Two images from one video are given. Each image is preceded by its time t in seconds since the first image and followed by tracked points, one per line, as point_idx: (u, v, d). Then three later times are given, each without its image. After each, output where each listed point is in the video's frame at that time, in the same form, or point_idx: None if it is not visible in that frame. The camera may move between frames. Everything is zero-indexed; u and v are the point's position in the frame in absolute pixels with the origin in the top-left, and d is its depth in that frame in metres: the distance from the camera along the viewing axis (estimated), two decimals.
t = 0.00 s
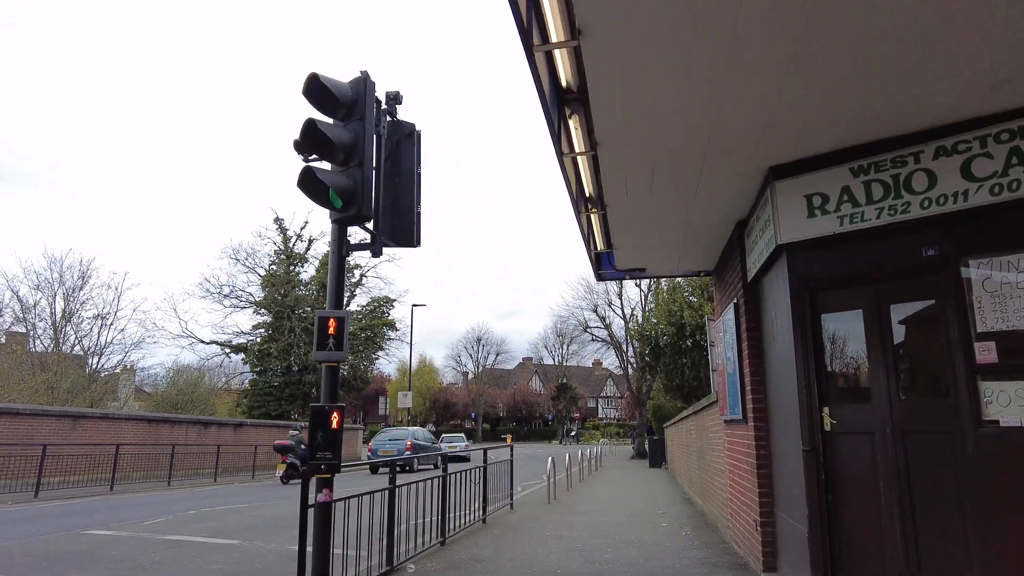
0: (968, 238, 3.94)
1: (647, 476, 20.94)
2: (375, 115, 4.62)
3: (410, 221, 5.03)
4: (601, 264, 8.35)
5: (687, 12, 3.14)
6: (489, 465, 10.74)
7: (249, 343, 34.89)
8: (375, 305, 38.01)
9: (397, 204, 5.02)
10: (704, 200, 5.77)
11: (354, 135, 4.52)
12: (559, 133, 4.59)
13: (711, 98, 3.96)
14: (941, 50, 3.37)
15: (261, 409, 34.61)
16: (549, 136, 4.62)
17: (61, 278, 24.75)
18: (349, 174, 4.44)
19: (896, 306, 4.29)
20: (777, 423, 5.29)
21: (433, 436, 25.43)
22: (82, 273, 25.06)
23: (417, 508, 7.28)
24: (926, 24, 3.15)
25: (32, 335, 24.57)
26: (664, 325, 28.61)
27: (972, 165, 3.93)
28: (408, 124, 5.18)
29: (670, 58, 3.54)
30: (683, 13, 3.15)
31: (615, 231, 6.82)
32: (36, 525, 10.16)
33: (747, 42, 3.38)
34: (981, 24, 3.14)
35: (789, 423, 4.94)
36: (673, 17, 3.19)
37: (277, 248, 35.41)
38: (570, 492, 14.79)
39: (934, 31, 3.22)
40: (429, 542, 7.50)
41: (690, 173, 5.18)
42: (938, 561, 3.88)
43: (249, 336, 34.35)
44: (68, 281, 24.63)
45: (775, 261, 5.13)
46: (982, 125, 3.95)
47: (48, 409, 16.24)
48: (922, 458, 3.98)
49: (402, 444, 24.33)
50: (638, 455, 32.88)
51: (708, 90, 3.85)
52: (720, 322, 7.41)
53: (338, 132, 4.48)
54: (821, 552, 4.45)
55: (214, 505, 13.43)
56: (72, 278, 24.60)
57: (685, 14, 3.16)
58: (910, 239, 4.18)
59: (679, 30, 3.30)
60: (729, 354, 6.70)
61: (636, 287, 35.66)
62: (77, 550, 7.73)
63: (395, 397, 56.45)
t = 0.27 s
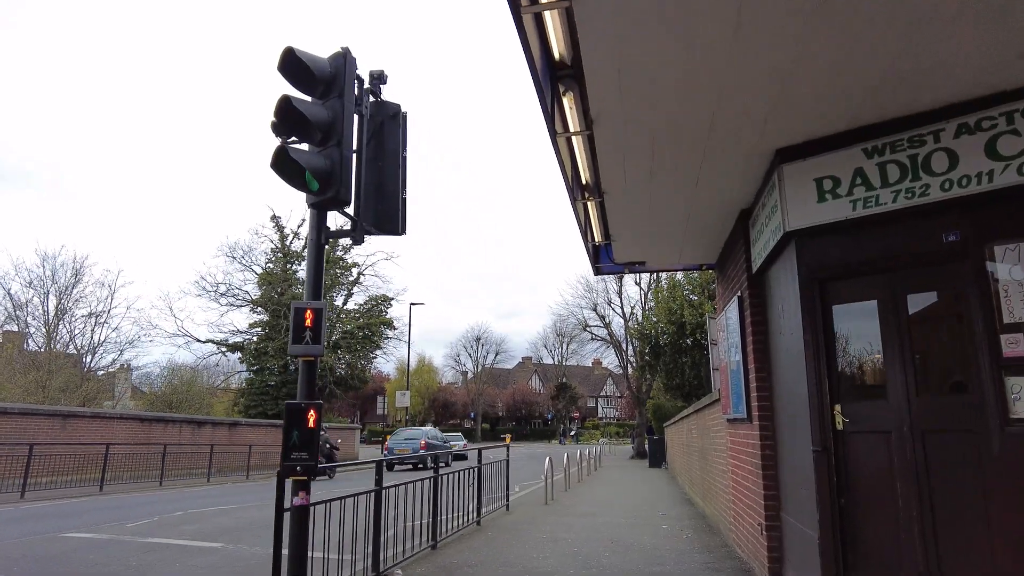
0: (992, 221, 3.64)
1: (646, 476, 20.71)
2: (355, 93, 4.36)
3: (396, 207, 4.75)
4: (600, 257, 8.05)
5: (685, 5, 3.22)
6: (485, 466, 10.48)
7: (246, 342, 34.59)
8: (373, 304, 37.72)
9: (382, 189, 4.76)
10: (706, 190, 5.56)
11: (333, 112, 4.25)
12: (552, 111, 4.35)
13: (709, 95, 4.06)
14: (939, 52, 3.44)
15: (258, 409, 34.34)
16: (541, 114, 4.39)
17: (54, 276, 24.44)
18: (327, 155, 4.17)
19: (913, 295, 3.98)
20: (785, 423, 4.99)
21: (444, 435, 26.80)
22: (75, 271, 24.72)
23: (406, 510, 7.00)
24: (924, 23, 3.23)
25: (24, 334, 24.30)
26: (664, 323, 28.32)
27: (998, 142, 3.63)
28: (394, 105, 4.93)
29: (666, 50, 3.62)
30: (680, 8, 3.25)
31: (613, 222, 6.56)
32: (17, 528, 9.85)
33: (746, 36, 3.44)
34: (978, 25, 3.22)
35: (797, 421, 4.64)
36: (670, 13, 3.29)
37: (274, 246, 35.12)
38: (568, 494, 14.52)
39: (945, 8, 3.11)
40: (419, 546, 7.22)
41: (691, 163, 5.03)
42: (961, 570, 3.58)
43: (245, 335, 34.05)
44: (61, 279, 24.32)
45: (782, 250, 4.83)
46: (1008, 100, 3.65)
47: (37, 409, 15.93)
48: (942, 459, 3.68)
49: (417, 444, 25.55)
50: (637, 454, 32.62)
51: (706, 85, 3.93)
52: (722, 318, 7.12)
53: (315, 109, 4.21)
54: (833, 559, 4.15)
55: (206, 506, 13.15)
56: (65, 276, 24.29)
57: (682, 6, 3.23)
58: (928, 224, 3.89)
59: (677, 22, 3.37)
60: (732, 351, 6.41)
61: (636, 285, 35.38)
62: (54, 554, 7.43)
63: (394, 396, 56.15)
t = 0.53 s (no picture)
0: None
1: (646, 476, 20.45)
2: (332, 65, 4.05)
3: (376, 190, 4.43)
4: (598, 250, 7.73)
5: (685, 4, 3.19)
6: (479, 467, 10.17)
7: (242, 341, 34.29)
8: (371, 303, 37.43)
9: (362, 171, 4.43)
10: (708, 177, 5.29)
11: (307, 85, 3.94)
12: (545, 86, 4.03)
13: (709, 96, 4.03)
14: (939, 52, 3.41)
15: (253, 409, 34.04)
16: (534, 89, 4.06)
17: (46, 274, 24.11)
18: (301, 132, 3.87)
19: (936, 282, 3.65)
20: (794, 423, 4.67)
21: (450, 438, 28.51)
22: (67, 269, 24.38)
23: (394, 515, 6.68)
24: (924, 23, 3.21)
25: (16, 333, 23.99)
26: (664, 322, 28.02)
27: None
28: (376, 82, 4.63)
29: (664, 51, 3.61)
30: (680, 7, 3.22)
31: (611, 211, 6.25)
32: None
33: (746, 34, 3.41)
34: (978, 25, 3.19)
35: (809, 421, 4.30)
36: (669, 13, 3.27)
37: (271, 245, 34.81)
38: (566, 496, 14.20)
39: None
40: (409, 552, 6.90)
41: (692, 152, 4.83)
42: None
43: (241, 334, 33.74)
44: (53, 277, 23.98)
45: (792, 236, 4.49)
46: None
47: (25, 409, 15.61)
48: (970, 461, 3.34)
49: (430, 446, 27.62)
50: (637, 454, 32.33)
51: (706, 85, 3.91)
52: (726, 313, 6.80)
53: (289, 82, 3.90)
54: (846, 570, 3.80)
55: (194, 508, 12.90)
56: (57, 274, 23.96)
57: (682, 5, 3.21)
58: (952, 205, 3.56)
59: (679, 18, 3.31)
60: (736, 348, 6.08)
61: (635, 284, 35.09)
62: (25, 561, 7.10)
63: (392, 397, 55.86)
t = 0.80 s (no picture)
0: None
1: (645, 477, 20.19)
2: (306, 40, 3.76)
3: (356, 175, 4.16)
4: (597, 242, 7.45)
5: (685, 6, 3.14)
6: (475, 468, 9.88)
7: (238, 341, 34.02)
8: (368, 303, 37.20)
9: (340, 156, 4.17)
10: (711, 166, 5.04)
11: (280, 61, 3.67)
12: (536, 63, 3.77)
13: (709, 96, 4.00)
14: (954, 32, 3.21)
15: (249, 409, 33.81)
16: (524, 66, 3.80)
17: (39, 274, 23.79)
18: (272, 111, 3.60)
19: (960, 272, 3.36)
20: (804, 424, 4.37)
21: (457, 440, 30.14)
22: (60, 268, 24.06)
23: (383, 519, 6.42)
24: (936, 2, 3.02)
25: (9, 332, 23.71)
26: (664, 321, 27.76)
27: None
28: (357, 61, 4.34)
29: (665, 53, 3.56)
30: (681, 7, 3.17)
31: (609, 203, 5.99)
32: None
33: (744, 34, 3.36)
34: None
35: (820, 421, 4.01)
36: (670, 13, 3.21)
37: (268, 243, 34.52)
38: (564, 497, 13.91)
39: None
40: (399, 557, 6.64)
41: (693, 140, 4.60)
42: None
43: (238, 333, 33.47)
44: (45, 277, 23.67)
45: (800, 224, 4.20)
46: None
47: (13, 409, 15.31)
48: (999, 465, 3.05)
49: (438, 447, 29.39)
50: (637, 454, 32.06)
51: (706, 85, 3.87)
52: (730, 309, 6.50)
53: (259, 58, 3.62)
54: None
55: (183, 509, 12.66)
56: (50, 274, 23.65)
57: (684, 6, 3.15)
58: (977, 188, 3.28)
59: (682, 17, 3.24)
60: (740, 345, 5.78)
61: (635, 283, 34.81)
62: None
63: (391, 396, 55.61)
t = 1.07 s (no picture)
0: None
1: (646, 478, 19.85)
2: None
3: (336, 150, 3.86)
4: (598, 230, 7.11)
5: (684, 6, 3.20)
6: (470, 468, 9.53)
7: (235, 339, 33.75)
8: (366, 301, 36.94)
9: (319, 128, 3.86)
10: (718, 148, 4.74)
11: (250, 21, 3.33)
12: (531, 25, 3.52)
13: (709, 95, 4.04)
14: None
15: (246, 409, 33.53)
16: (518, 25, 3.53)
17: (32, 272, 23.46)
18: (241, 75, 3.27)
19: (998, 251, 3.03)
20: (821, 421, 4.03)
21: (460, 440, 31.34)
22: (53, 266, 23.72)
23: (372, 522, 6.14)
24: None
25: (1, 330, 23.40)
26: (665, 320, 27.46)
27: None
28: (341, 28, 4.03)
29: (664, 50, 3.60)
30: (679, 8, 3.22)
31: (609, 189, 5.72)
32: None
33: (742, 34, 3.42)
34: None
35: (839, 417, 3.68)
36: (669, 13, 3.27)
37: (265, 241, 34.19)
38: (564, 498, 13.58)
39: None
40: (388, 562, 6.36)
41: (696, 126, 4.43)
42: None
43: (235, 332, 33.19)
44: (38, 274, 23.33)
45: (817, 203, 3.87)
46: None
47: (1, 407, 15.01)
48: None
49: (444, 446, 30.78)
50: (637, 454, 31.73)
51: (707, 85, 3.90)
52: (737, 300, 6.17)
53: (228, 17, 3.29)
54: None
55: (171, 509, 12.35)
56: (43, 271, 23.32)
57: (682, 5, 3.21)
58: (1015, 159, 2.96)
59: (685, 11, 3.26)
60: (750, 339, 5.45)
61: (636, 281, 34.53)
62: None
63: (389, 396, 55.32)
